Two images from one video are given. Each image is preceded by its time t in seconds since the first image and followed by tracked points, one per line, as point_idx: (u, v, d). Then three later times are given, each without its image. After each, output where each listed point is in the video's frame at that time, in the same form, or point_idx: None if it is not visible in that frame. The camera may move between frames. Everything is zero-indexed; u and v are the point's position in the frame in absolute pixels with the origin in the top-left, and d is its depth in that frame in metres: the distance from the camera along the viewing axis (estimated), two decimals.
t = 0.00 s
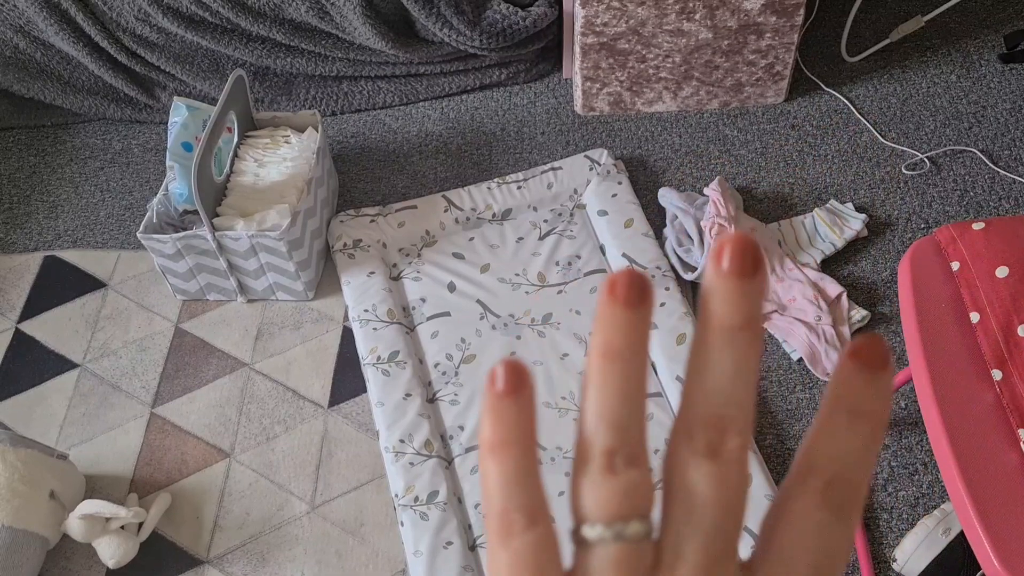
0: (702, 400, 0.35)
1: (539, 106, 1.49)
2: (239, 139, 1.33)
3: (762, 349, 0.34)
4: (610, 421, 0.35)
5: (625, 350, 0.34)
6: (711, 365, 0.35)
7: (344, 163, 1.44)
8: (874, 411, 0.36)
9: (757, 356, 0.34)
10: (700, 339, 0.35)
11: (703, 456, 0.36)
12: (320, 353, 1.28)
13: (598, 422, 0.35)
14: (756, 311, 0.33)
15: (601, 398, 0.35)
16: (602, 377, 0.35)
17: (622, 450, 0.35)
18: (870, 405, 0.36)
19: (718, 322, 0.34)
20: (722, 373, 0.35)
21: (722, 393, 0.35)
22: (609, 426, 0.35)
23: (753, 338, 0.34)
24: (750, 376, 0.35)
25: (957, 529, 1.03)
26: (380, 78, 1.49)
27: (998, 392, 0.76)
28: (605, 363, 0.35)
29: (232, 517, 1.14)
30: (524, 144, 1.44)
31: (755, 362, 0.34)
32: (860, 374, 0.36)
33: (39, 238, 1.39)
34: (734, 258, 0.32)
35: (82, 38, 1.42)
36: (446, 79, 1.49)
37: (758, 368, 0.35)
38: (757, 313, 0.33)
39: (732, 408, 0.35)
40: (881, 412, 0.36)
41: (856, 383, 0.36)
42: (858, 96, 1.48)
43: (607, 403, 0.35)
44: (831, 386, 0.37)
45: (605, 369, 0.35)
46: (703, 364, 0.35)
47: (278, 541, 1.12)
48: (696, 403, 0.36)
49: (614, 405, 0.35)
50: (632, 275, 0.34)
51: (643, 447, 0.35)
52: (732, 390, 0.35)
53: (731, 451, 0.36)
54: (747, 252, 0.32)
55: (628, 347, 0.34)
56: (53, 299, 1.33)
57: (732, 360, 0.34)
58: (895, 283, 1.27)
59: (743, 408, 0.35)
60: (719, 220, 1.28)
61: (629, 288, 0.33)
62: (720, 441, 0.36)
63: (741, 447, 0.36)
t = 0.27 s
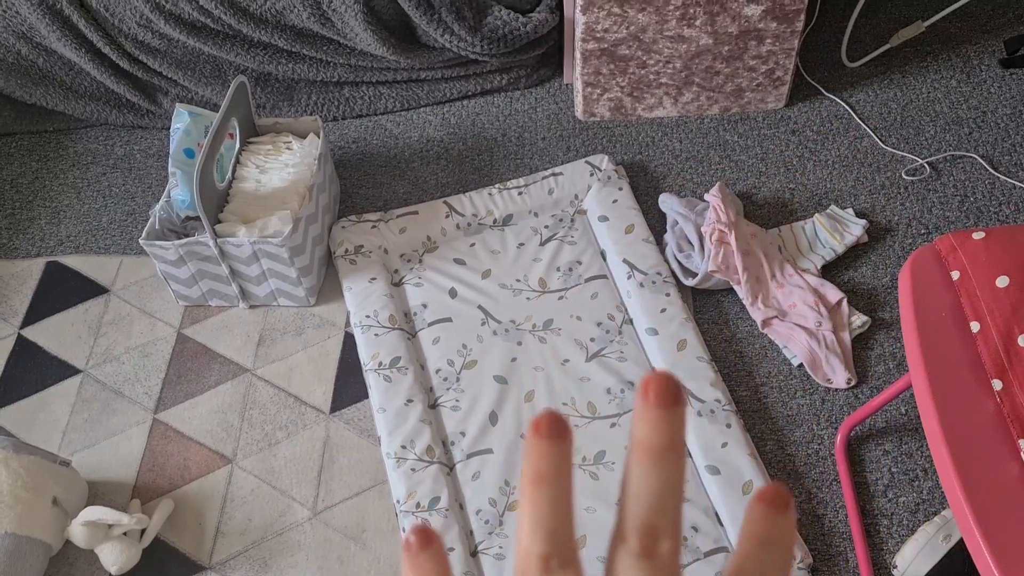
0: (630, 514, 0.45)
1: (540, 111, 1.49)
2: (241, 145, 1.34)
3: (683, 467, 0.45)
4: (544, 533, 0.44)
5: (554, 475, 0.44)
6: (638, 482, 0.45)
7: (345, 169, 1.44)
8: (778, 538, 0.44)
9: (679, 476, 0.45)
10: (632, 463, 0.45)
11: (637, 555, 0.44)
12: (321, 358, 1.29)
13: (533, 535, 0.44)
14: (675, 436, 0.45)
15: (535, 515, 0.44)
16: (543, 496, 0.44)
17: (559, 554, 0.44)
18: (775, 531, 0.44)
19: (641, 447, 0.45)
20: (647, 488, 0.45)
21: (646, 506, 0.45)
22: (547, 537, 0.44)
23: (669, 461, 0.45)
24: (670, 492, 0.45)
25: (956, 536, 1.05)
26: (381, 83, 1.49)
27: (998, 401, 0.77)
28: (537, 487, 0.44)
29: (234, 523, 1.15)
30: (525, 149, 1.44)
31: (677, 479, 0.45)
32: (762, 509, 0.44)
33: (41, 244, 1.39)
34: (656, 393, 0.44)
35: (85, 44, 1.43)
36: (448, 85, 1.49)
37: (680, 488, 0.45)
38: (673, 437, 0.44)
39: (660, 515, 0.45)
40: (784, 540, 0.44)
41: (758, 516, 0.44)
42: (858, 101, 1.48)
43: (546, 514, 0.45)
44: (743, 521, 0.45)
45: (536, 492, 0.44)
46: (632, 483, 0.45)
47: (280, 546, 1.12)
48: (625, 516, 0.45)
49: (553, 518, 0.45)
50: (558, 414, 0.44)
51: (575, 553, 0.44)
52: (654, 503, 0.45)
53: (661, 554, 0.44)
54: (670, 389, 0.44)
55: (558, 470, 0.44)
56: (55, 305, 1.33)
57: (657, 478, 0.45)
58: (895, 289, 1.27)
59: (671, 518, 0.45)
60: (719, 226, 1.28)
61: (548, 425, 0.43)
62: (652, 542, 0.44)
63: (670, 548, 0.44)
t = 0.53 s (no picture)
0: (671, 478, 0.36)
1: (546, 109, 1.49)
2: (246, 142, 1.33)
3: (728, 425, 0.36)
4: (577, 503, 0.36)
5: (589, 436, 0.36)
6: (683, 441, 0.36)
7: (351, 166, 1.43)
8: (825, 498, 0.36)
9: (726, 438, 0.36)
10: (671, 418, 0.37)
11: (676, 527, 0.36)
12: (326, 355, 1.28)
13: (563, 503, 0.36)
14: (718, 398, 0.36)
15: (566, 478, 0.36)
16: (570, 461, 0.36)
17: (591, 522, 0.36)
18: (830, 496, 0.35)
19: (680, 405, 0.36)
20: (692, 450, 0.36)
21: (690, 468, 0.36)
22: (577, 508, 0.36)
23: (714, 420, 0.36)
24: (717, 456, 0.36)
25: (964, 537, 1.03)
26: (387, 80, 1.48)
27: (1010, 401, 0.75)
28: (566, 449, 0.36)
29: (237, 520, 1.14)
30: (531, 147, 1.44)
31: (723, 441, 0.36)
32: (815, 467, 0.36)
33: (45, 240, 1.38)
34: (701, 348, 0.35)
35: (90, 39, 1.42)
36: (454, 82, 1.48)
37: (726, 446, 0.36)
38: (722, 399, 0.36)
39: (700, 481, 0.36)
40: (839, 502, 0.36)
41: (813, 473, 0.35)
42: (866, 100, 1.48)
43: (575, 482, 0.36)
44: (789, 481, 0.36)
45: (567, 455, 0.36)
46: (670, 445, 0.36)
47: (283, 544, 1.12)
48: (664, 482, 0.36)
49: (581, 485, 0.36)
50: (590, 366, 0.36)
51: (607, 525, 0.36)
52: (697, 467, 0.36)
53: (701, 526, 0.36)
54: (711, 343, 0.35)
55: (587, 432, 0.36)
56: (59, 301, 1.33)
57: (703, 437, 0.36)
58: (903, 289, 1.26)
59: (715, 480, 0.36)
60: (725, 225, 1.27)
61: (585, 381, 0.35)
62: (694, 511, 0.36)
63: (713, 518, 0.36)
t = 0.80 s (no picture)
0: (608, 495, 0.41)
1: (567, 107, 1.48)
2: (268, 130, 1.33)
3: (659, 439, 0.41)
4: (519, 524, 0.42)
5: (533, 457, 0.42)
6: (618, 457, 0.41)
7: (370, 157, 1.43)
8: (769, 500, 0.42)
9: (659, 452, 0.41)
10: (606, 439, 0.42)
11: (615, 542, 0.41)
12: (341, 345, 1.28)
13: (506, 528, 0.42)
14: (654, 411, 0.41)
15: (507, 497, 0.42)
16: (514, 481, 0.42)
17: (532, 548, 0.42)
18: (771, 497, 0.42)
19: (616, 424, 0.41)
20: (625, 463, 0.41)
21: (624, 484, 0.41)
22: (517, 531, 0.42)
23: (651, 437, 0.41)
24: (651, 468, 0.41)
25: (978, 549, 1.02)
26: (409, 73, 1.48)
27: None
28: (507, 472, 0.42)
29: (248, 508, 1.14)
30: (551, 144, 1.43)
31: (656, 455, 0.41)
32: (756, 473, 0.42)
33: (64, 222, 1.38)
34: (631, 363, 0.40)
35: (114, 22, 1.42)
36: (476, 77, 1.48)
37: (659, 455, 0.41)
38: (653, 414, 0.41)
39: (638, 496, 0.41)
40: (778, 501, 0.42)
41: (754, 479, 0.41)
42: (889, 109, 1.47)
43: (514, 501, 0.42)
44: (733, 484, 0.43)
45: (507, 476, 0.42)
46: (607, 464, 0.42)
47: (294, 533, 1.11)
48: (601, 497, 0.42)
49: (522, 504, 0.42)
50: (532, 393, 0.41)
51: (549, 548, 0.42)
52: (629, 483, 0.41)
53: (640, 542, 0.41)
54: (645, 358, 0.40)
55: (525, 456, 0.42)
56: (76, 283, 1.33)
57: (634, 455, 0.41)
58: (921, 299, 1.26)
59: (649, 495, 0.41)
60: (745, 229, 1.27)
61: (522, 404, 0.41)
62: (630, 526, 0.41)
63: (651, 535, 0.41)
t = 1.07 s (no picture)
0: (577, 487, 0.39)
1: (600, 102, 1.48)
2: (302, 114, 1.33)
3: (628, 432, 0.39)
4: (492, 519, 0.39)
5: (498, 451, 0.39)
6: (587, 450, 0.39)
7: (401, 145, 1.43)
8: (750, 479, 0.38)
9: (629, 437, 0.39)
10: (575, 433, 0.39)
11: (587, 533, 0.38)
12: (367, 332, 1.28)
13: (479, 521, 0.39)
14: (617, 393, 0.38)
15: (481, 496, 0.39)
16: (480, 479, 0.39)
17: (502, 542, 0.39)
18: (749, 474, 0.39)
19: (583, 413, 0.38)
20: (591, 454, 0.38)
21: (594, 476, 0.38)
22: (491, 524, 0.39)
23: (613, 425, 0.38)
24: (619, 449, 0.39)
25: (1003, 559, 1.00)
26: (443, 62, 1.48)
27: None
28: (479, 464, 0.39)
29: (269, 490, 1.15)
30: (582, 138, 1.43)
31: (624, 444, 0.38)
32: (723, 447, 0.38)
33: (95, 199, 1.39)
34: (596, 353, 0.38)
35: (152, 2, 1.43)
36: (509, 69, 1.48)
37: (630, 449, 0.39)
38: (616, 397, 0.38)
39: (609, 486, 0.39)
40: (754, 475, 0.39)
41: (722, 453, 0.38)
42: (924, 114, 1.46)
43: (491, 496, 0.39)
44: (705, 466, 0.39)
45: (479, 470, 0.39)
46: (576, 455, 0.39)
47: (315, 516, 1.12)
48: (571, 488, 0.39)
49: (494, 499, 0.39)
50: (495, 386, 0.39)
51: (524, 538, 0.39)
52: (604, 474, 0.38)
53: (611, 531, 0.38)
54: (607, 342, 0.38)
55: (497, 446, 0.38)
56: (106, 260, 1.33)
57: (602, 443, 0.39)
58: (952, 306, 1.25)
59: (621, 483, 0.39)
60: (776, 228, 1.26)
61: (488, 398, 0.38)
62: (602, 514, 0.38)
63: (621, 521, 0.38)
